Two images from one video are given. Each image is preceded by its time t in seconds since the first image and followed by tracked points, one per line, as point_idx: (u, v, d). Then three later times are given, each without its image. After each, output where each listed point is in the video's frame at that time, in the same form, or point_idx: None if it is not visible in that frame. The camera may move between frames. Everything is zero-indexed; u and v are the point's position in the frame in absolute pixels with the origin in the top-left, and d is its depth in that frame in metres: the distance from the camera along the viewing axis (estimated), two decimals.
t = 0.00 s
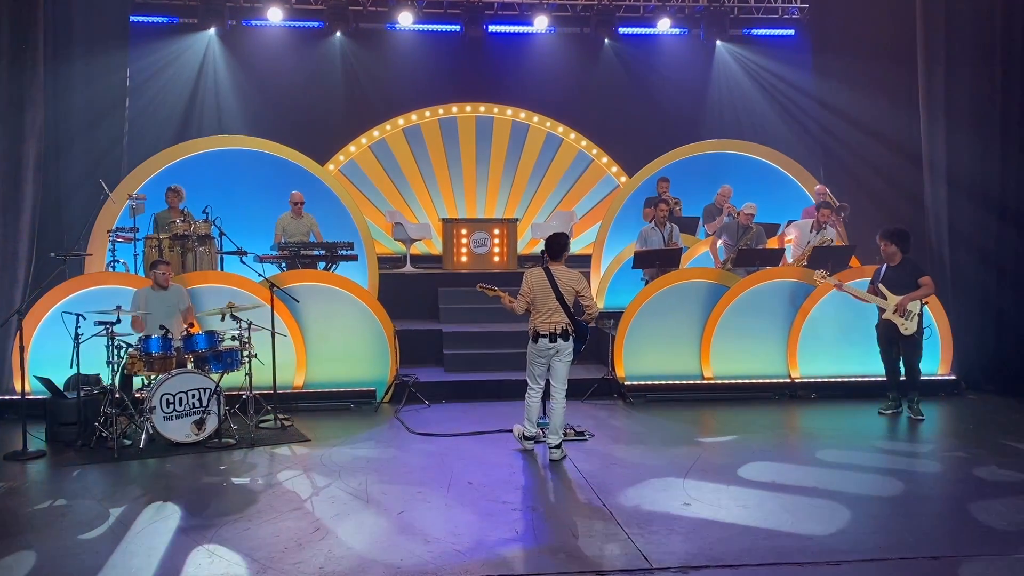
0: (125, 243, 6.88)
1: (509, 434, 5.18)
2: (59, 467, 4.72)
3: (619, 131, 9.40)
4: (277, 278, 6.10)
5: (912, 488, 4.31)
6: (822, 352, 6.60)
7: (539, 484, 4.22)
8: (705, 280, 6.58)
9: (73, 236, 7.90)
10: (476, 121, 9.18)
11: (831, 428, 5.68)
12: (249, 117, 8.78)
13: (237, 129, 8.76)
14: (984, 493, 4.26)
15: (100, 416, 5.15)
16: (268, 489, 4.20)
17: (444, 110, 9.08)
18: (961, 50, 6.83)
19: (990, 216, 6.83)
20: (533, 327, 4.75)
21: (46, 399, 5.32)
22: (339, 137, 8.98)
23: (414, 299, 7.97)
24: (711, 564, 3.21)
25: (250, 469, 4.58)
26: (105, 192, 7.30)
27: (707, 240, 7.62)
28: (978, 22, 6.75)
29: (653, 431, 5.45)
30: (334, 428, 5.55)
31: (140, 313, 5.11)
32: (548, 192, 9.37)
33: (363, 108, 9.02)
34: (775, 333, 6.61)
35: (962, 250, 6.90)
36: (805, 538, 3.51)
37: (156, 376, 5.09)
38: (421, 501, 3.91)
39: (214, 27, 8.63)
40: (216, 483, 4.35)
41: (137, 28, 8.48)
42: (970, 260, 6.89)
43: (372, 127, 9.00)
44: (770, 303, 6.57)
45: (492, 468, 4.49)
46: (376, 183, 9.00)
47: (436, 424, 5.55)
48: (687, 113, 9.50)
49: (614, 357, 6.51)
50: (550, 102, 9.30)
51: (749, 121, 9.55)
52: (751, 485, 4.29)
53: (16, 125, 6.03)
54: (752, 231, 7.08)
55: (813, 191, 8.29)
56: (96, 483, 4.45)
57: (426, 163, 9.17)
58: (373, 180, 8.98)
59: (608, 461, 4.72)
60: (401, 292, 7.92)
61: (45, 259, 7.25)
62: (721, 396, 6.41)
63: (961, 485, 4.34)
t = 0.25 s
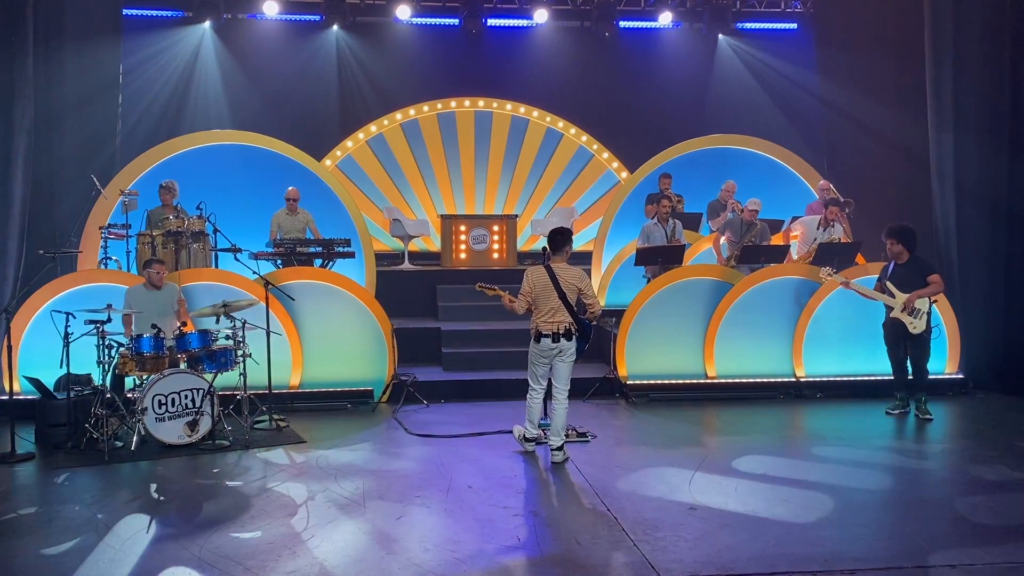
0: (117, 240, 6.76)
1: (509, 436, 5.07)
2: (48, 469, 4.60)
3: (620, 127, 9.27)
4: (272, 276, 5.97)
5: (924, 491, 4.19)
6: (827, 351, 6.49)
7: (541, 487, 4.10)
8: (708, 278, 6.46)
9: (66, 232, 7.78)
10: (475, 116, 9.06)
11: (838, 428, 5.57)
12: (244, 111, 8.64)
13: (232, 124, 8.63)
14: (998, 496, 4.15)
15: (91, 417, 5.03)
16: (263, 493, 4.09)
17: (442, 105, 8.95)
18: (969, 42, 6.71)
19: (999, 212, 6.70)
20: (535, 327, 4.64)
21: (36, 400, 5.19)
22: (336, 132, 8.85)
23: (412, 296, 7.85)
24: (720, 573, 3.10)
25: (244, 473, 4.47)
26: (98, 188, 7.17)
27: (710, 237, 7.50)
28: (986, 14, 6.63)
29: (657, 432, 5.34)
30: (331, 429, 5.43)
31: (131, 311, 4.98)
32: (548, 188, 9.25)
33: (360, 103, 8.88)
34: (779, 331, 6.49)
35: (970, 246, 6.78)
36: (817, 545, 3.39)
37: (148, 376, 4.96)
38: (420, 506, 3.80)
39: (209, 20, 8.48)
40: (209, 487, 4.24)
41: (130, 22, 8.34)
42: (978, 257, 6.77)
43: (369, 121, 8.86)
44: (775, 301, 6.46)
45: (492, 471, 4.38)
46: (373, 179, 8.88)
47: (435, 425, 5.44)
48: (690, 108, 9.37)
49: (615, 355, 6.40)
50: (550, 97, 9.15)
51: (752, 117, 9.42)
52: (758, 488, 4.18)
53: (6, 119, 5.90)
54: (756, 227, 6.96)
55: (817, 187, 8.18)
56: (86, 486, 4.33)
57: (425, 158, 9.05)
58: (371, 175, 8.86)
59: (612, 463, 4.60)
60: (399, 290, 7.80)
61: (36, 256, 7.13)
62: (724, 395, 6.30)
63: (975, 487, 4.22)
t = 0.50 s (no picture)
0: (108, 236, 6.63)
1: (508, 437, 4.95)
2: (34, 471, 4.47)
3: (621, 121, 9.12)
4: (266, 272, 5.85)
5: (935, 494, 4.06)
6: (832, 349, 6.37)
7: (541, 491, 3.98)
8: (711, 274, 6.34)
9: (57, 229, 7.65)
10: (473, 111, 8.93)
11: (844, 428, 5.44)
12: (239, 106, 8.50)
13: (226, 119, 8.48)
14: (1012, 498, 4.02)
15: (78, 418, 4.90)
16: (254, 497, 3.96)
17: (440, 99, 8.82)
18: (976, 34, 6.58)
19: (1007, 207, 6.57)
20: (536, 325, 4.54)
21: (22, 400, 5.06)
22: (331, 126, 8.71)
23: (410, 293, 7.72)
24: None
25: (235, 475, 4.34)
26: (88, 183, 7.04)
27: (712, 233, 7.37)
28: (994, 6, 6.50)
29: (659, 432, 5.21)
30: (325, 429, 5.31)
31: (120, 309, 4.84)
32: (547, 183, 9.13)
33: (356, 97, 8.74)
34: (782, 329, 6.36)
35: (977, 242, 6.65)
36: (827, 551, 3.27)
37: (138, 375, 4.83)
38: (415, 510, 3.67)
39: (202, 13, 8.34)
40: (198, 490, 4.11)
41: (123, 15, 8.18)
42: (985, 252, 6.64)
43: (366, 116, 8.73)
44: (779, 298, 6.33)
45: (490, 473, 4.25)
46: (370, 174, 8.76)
47: (432, 425, 5.32)
48: (691, 102, 9.22)
49: (616, 354, 6.29)
50: (549, 91, 9.01)
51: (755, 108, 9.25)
52: (765, 491, 4.05)
53: None
54: (759, 223, 6.84)
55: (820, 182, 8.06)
56: (72, 489, 4.20)
57: (422, 153, 8.92)
58: (368, 171, 8.74)
59: (613, 465, 4.48)
60: (396, 287, 7.67)
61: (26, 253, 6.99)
62: (727, 395, 6.18)
63: (988, 489, 4.09)
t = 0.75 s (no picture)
0: (91, 232, 6.46)
1: (500, 440, 4.80)
2: (7, 477, 4.31)
3: (617, 115, 8.96)
4: (251, 270, 5.67)
5: (942, 498, 3.91)
6: (833, 348, 6.22)
7: (533, 498, 3.83)
8: (710, 272, 6.18)
9: (40, 225, 7.48)
10: (466, 104, 8.74)
11: (846, 428, 5.29)
12: (227, 100, 8.32)
13: (214, 113, 8.31)
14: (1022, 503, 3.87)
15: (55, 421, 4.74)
16: (234, 504, 3.81)
17: (432, 92, 8.62)
18: (979, 25, 6.43)
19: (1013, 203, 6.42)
20: (529, 325, 4.38)
21: None
22: (322, 120, 8.53)
23: (401, 290, 7.56)
24: None
25: (216, 481, 4.18)
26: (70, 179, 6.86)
27: (710, 229, 7.20)
28: None
29: (656, 435, 5.06)
30: (312, 432, 5.15)
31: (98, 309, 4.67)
32: (542, 179, 8.97)
33: (346, 91, 8.56)
34: (782, 327, 6.21)
35: (982, 238, 6.49)
36: (832, 563, 3.11)
37: (117, 377, 4.67)
38: (401, 518, 3.52)
39: (190, 4, 8.16)
40: (176, 497, 3.95)
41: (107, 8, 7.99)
42: (991, 249, 6.48)
43: (357, 109, 8.55)
44: (779, 296, 6.17)
45: (481, 479, 4.10)
46: (361, 169, 8.58)
47: (422, 428, 5.16)
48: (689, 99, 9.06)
49: (612, 353, 6.13)
50: (543, 84, 8.84)
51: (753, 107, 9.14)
52: (765, 496, 3.90)
53: None
54: (758, 219, 6.68)
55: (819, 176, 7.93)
56: (46, 495, 4.04)
57: (414, 148, 8.74)
58: (359, 165, 8.55)
59: (608, 470, 4.33)
60: (387, 284, 7.50)
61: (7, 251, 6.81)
62: (726, 395, 6.03)
63: (999, 494, 3.93)
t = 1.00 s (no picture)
0: (71, 229, 6.29)
1: (490, 443, 4.64)
2: None
3: (612, 109, 8.76)
4: (234, 268, 5.51)
5: (947, 504, 3.75)
6: (832, 348, 6.07)
7: (522, 505, 3.68)
8: (706, 269, 6.02)
9: (23, 221, 7.32)
10: (458, 98, 8.56)
11: (845, 430, 5.14)
12: (215, 92, 8.15)
13: (201, 106, 8.13)
14: None
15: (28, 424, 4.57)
16: (209, 512, 3.65)
17: (423, 87, 8.44)
18: (983, 16, 6.26)
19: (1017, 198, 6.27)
20: (520, 325, 4.20)
21: None
22: (311, 114, 8.35)
23: (391, 288, 7.40)
24: None
25: (193, 487, 4.02)
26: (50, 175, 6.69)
27: (706, 226, 7.03)
28: None
29: (650, 438, 4.91)
30: (296, 436, 4.99)
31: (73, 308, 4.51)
32: (536, 174, 8.81)
33: (336, 84, 8.38)
34: (780, 326, 6.05)
35: (985, 234, 6.33)
36: None
37: (92, 379, 4.50)
38: (383, 528, 3.37)
39: None
40: (150, 505, 3.79)
41: None
42: (994, 245, 6.32)
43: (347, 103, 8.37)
44: (777, 294, 6.02)
45: (468, 486, 3.95)
46: (351, 165, 8.42)
47: (409, 431, 5.00)
48: (687, 84, 8.80)
49: (606, 352, 5.98)
50: (537, 77, 8.65)
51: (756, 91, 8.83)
52: (763, 503, 3.74)
53: None
54: (756, 216, 6.52)
55: (817, 171, 7.79)
56: (14, 502, 3.88)
57: (405, 143, 8.57)
58: (349, 161, 8.40)
59: (600, 475, 4.17)
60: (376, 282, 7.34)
61: None
62: (722, 396, 5.88)
63: (1008, 502, 3.76)
